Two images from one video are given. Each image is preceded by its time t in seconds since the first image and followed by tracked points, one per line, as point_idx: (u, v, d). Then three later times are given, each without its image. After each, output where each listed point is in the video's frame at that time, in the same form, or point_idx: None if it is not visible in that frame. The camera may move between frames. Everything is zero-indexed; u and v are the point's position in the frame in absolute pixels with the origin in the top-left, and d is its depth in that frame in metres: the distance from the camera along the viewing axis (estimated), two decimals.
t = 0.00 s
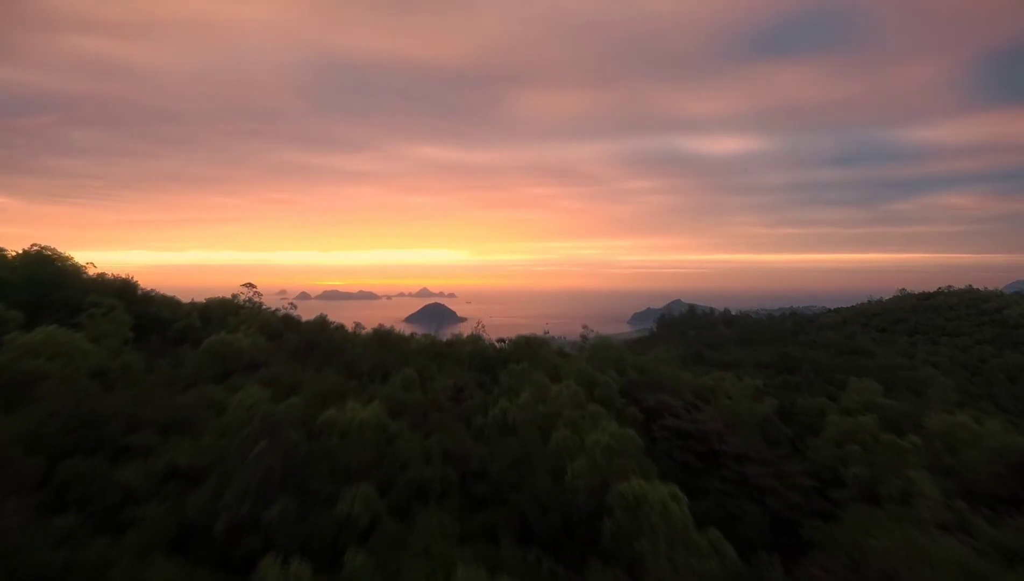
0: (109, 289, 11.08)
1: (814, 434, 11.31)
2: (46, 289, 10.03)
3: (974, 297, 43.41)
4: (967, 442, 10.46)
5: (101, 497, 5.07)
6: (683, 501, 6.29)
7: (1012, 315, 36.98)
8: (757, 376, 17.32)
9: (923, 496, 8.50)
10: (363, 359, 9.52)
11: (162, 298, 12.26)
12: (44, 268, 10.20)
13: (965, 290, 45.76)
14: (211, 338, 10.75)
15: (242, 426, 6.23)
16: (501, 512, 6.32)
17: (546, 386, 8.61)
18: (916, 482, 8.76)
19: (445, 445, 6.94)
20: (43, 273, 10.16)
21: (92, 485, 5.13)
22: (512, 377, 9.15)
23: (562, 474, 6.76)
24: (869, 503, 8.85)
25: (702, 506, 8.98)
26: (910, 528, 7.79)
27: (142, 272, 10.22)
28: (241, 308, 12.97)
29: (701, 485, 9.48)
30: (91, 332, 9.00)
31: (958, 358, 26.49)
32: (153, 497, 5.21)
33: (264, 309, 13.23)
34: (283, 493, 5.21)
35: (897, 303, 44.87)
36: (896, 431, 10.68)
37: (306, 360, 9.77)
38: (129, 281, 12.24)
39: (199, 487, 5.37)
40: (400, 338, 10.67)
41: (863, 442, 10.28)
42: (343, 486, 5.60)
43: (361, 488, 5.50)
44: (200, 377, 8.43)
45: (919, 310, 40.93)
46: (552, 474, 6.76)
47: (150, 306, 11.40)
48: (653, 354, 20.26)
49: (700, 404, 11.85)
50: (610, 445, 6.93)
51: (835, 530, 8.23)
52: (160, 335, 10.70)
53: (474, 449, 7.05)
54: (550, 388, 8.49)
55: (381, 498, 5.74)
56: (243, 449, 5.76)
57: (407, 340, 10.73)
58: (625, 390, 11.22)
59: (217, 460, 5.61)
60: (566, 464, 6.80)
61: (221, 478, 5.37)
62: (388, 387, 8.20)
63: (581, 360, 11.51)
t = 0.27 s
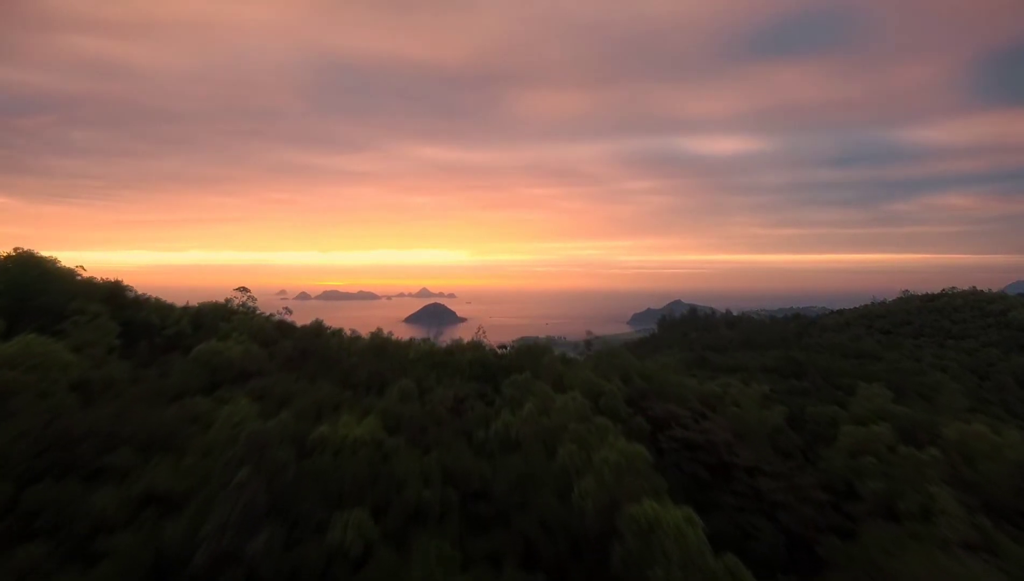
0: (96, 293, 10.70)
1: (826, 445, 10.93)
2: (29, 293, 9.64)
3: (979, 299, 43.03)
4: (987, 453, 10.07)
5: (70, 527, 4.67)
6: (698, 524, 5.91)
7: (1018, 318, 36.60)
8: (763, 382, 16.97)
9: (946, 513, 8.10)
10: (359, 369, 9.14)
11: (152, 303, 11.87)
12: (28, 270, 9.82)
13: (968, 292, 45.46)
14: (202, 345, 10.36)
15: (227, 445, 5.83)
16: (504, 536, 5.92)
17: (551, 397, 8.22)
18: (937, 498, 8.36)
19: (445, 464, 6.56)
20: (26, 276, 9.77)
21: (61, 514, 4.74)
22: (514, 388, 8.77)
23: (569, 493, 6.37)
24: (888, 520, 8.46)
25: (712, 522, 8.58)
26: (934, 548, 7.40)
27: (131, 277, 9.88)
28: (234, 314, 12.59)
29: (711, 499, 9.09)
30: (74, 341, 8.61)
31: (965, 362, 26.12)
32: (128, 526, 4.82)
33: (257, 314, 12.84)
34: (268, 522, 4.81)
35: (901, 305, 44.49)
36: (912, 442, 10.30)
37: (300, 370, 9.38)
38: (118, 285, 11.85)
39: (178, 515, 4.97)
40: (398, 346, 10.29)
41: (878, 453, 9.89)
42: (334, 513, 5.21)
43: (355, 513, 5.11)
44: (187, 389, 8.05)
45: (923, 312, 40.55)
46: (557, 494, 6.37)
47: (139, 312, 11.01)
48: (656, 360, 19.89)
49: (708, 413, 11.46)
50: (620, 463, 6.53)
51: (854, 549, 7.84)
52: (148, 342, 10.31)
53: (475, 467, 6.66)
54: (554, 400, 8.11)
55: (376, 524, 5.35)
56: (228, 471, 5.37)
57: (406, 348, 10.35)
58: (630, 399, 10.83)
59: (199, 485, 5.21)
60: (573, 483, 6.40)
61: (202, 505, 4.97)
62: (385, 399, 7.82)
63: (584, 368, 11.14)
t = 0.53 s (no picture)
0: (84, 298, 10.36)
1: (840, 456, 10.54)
2: (11, 299, 9.27)
3: (983, 300, 42.65)
4: (1009, 466, 9.67)
5: (35, 560, 4.27)
6: (716, 551, 5.53)
7: None
8: (771, 388, 16.57)
9: (972, 531, 7.70)
10: (355, 378, 8.73)
11: (141, 308, 11.49)
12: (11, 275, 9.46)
13: (973, 294, 45.12)
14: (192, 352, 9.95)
15: (211, 465, 5.43)
16: (508, 561, 5.52)
17: (555, 409, 7.82)
18: (963, 516, 7.96)
19: (444, 484, 6.17)
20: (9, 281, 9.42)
21: (24, 546, 4.34)
22: (517, 399, 8.37)
23: (576, 515, 5.98)
24: (911, 538, 8.03)
25: (722, 538, 8.16)
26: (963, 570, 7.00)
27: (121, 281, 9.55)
28: (228, 319, 12.21)
29: (723, 515, 8.64)
30: (57, 349, 8.22)
31: (974, 365, 25.73)
32: (99, 558, 4.42)
33: (252, 319, 12.45)
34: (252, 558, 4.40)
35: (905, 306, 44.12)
36: (930, 455, 9.91)
37: (294, 379, 8.98)
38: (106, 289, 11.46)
39: (154, 546, 4.56)
40: (396, 354, 9.91)
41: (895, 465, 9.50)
42: (324, 543, 4.81)
43: (347, 542, 4.72)
44: (173, 400, 7.64)
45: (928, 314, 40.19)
46: (564, 516, 5.97)
47: (128, 318, 10.64)
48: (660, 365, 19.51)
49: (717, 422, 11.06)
50: (630, 483, 6.14)
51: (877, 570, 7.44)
52: (136, 350, 9.92)
53: (477, 487, 6.27)
54: (559, 412, 7.73)
55: (370, 554, 4.95)
56: (210, 496, 4.98)
57: (404, 356, 9.96)
58: (637, 408, 10.43)
59: (179, 513, 4.80)
60: (581, 504, 6.01)
61: (181, 536, 4.57)
62: (382, 412, 7.42)
63: (590, 376, 10.75)
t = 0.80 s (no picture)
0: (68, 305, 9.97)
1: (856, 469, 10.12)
2: None
3: (988, 302, 42.24)
4: None
5: None
6: None
7: None
8: (779, 394, 16.16)
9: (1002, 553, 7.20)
10: (351, 388, 8.32)
11: (129, 314, 11.10)
12: None
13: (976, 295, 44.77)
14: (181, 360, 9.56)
15: (191, 491, 5.05)
16: None
17: (561, 423, 7.41)
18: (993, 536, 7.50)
19: (442, 508, 5.75)
20: None
21: None
22: (521, 412, 7.96)
23: (584, 542, 5.56)
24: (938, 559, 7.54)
25: (736, 556, 7.64)
26: None
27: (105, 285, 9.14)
28: (221, 325, 11.81)
29: (736, 532, 8.14)
30: (35, 360, 7.82)
31: (982, 368, 25.32)
32: None
33: (246, 325, 12.05)
34: None
35: (909, 308, 43.70)
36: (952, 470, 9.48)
37: (286, 389, 8.56)
38: (93, 295, 11.06)
39: None
40: (394, 362, 9.50)
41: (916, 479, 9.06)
42: None
43: (336, 580, 4.29)
44: (157, 414, 7.23)
45: (933, 316, 39.78)
46: (571, 543, 5.54)
47: (114, 325, 10.25)
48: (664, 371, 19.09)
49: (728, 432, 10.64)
50: (642, 507, 5.71)
51: None
52: (122, 359, 9.53)
53: (478, 509, 5.84)
54: (566, 427, 7.31)
55: None
56: (186, 530, 4.58)
57: (402, 364, 9.55)
58: (644, 418, 9.99)
59: (153, 549, 4.44)
60: (590, 530, 5.58)
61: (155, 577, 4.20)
62: (378, 428, 6.99)
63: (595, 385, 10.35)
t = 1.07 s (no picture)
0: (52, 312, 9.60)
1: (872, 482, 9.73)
2: None
3: (993, 303, 41.79)
4: None
5: None
6: None
7: None
8: (787, 400, 15.75)
9: None
10: (345, 399, 7.91)
11: (117, 319, 10.73)
12: None
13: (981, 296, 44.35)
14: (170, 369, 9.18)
15: (166, 521, 4.62)
16: None
17: (568, 439, 7.00)
18: None
19: (441, 536, 5.33)
20: None
21: None
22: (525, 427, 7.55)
23: (595, 575, 5.15)
24: None
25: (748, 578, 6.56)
26: None
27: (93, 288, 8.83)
28: (214, 331, 11.43)
29: (747, 550, 7.00)
30: (14, 371, 7.45)
31: (991, 372, 24.88)
32: None
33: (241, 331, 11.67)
34: None
35: (913, 309, 43.25)
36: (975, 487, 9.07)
37: (278, 401, 8.16)
38: (80, 301, 10.69)
39: None
40: (393, 371, 9.11)
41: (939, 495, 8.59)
42: None
43: None
44: (141, 429, 6.84)
45: (938, 318, 39.33)
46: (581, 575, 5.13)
47: (101, 333, 9.88)
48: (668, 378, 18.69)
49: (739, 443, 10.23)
50: (657, 536, 5.31)
51: None
52: (108, 368, 9.17)
53: (480, 536, 5.42)
54: (573, 444, 6.92)
55: None
56: (159, 566, 4.16)
57: (401, 373, 9.16)
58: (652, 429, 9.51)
59: None
60: (602, 561, 5.17)
61: None
62: (373, 444, 6.59)
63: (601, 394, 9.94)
